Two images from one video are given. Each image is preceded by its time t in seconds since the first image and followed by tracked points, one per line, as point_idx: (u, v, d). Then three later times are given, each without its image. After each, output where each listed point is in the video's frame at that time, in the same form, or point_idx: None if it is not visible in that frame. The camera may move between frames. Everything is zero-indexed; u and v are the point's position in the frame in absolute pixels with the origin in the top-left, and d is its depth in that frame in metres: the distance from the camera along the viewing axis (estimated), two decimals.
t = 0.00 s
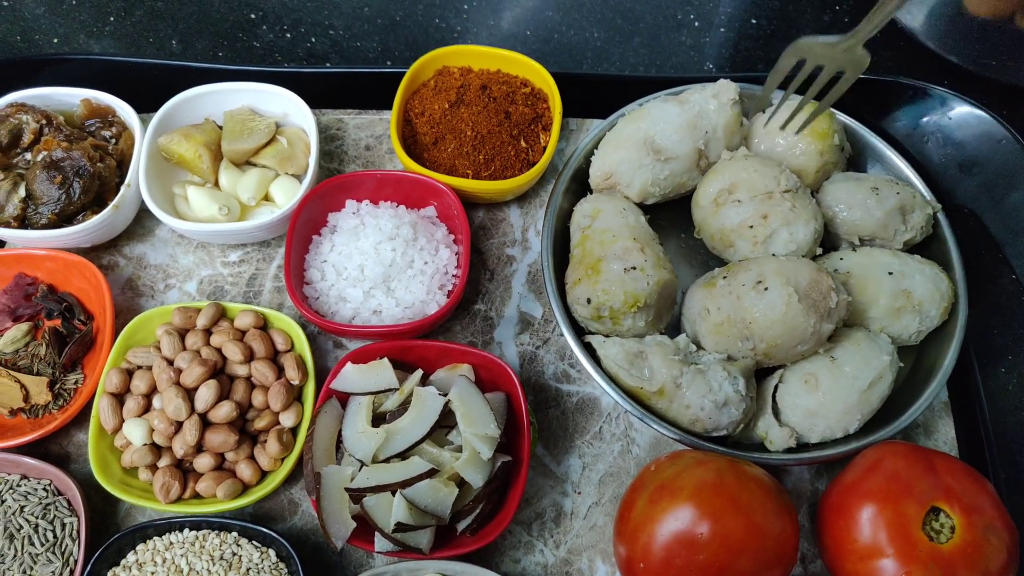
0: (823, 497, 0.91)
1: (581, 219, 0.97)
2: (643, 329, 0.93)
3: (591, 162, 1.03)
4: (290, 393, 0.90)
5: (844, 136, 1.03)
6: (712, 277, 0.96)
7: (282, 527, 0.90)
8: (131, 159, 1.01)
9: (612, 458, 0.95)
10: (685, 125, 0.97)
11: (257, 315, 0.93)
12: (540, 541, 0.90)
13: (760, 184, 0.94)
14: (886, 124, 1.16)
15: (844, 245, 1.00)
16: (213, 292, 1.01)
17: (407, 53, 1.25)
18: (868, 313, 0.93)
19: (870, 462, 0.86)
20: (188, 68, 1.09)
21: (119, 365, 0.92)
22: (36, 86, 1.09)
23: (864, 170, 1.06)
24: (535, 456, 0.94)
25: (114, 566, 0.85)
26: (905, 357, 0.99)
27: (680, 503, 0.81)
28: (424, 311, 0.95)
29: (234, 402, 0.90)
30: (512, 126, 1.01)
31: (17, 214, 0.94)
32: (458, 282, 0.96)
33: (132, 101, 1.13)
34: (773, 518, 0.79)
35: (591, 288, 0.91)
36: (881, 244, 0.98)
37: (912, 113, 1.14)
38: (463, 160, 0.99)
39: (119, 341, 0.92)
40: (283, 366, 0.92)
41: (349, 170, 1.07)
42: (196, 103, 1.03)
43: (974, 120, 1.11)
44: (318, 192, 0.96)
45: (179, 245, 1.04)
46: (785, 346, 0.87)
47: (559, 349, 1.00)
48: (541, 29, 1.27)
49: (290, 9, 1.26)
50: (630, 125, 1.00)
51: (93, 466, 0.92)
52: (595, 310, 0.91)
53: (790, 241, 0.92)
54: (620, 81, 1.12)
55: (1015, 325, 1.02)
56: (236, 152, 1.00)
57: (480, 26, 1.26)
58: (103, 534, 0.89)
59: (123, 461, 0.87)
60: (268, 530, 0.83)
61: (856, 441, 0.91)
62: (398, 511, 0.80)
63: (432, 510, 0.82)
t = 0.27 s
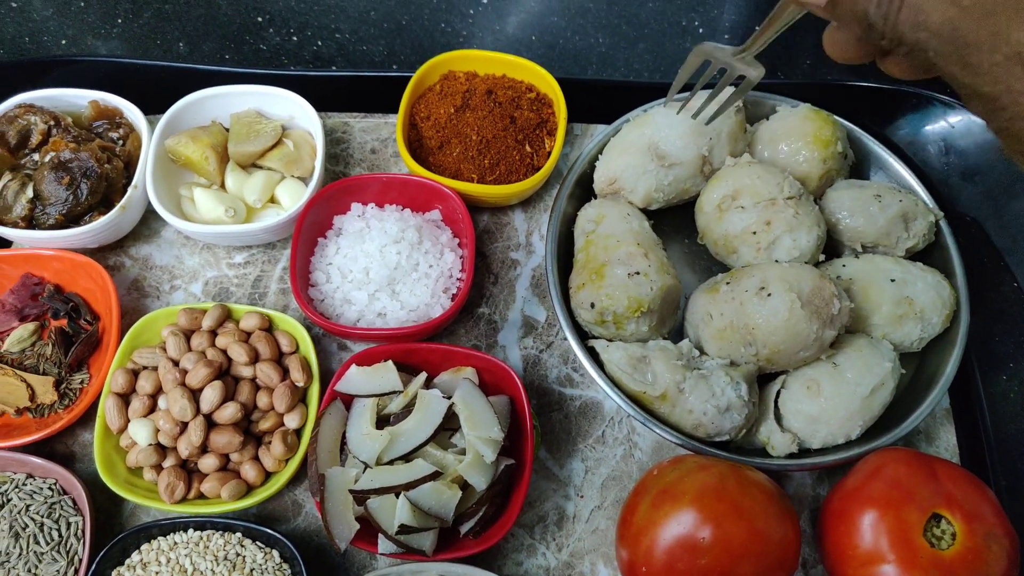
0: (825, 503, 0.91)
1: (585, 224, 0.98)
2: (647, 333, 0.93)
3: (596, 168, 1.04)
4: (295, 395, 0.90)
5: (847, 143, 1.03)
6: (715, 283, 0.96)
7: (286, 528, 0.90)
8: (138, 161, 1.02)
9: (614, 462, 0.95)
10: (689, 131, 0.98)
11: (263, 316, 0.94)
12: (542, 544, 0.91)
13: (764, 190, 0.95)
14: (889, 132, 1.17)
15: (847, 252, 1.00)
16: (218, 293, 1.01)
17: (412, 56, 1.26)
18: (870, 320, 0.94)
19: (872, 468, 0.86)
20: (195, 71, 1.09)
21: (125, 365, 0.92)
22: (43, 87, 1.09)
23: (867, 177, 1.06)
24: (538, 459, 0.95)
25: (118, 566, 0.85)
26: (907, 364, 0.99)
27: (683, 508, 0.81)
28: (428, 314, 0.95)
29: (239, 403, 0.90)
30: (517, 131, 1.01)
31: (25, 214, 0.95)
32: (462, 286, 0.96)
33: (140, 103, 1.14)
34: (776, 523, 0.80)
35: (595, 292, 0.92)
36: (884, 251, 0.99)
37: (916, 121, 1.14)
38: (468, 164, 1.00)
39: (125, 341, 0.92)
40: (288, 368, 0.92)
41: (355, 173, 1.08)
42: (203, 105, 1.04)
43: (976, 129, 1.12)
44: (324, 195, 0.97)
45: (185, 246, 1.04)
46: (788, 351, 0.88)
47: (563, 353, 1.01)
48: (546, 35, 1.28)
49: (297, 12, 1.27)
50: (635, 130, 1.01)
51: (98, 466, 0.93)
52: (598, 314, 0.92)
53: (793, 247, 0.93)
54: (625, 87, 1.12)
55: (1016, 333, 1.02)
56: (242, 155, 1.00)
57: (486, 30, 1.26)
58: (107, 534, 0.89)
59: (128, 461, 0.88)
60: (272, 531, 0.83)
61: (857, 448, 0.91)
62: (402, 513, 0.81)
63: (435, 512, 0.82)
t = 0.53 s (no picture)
0: (833, 507, 0.91)
1: (592, 225, 0.97)
2: (655, 336, 0.93)
3: (603, 168, 1.03)
4: (300, 397, 0.90)
5: (856, 144, 1.03)
6: (723, 285, 0.96)
7: (291, 530, 0.89)
8: (143, 161, 1.01)
9: (622, 465, 0.95)
10: (697, 132, 0.98)
11: (268, 318, 0.94)
12: (549, 547, 0.90)
13: (773, 192, 0.94)
14: (897, 133, 1.16)
15: (856, 254, 0.99)
16: (223, 294, 1.01)
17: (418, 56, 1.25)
18: (879, 322, 0.93)
19: (881, 472, 0.86)
20: (200, 70, 1.09)
21: (130, 367, 0.92)
22: (48, 87, 1.09)
23: (876, 178, 1.06)
24: (544, 462, 0.94)
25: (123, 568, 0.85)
26: (916, 367, 0.99)
27: (691, 511, 0.80)
28: (434, 316, 0.95)
29: (244, 405, 0.90)
30: (524, 131, 1.01)
31: (30, 214, 0.94)
32: (469, 287, 0.96)
33: (145, 103, 1.13)
34: (785, 527, 0.79)
35: (602, 294, 0.91)
36: (893, 253, 0.98)
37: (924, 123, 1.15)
38: (475, 164, 1.00)
39: (130, 342, 0.92)
40: (293, 369, 0.92)
41: (360, 174, 1.07)
42: (208, 105, 1.03)
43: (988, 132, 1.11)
44: (330, 196, 0.96)
45: (189, 247, 1.04)
46: (796, 354, 0.87)
47: (570, 355, 1.00)
48: (552, 35, 1.27)
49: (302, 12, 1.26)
50: (643, 131, 1.00)
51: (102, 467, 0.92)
52: (606, 316, 0.91)
53: (801, 249, 0.92)
54: (632, 87, 1.12)
55: None
56: (248, 155, 1.00)
57: (492, 31, 1.26)
58: (112, 536, 0.89)
59: (133, 463, 0.87)
60: (278, 534, 0.82)
61: (866, 451, 0.91)
62: (408, 516, 0.80)
63: (442, 515, 0.82)
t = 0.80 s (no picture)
0: (847, 514, 0.90)
1: (606, 228, 0.97)
2: (668, 340, 0.92)
3: (617, 171, 1.03)
4: (312, 398, 0.89)
5: (871, 149, 1.02)
6: (737, 289, 0.95)
7: (301, 532, 0.89)
8: (155, 160, 1.01)
9: (633, 470, 0.94)
10: (712, 135, 0.97)
11: (280, 318, 0.93)
12: (560, 552, 0.90)
13: (788, 196, 0.93)
14: (912, 139, 1.15)
15: (871, 259, 0.99)
16: (234, 294, 1.01)
17: (430, 56, 1.25)
18: (894, 329, 0.92)
19: (896, 479, 0.85)
20: (213, 69, 1.08)
21: (141, 366, 0.91)
22: (60, 85, 1.08)
23: (891, 183, 1.05)
24: (556, 465, 0.94)
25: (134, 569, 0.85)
26: (930, 373, 0.98)
27: (705, 518, 0.80)
28: (447, 318, 0.95)
29: (256, 406, 0.89)
30: (537, 133, 1.00)
31: (42, 213, 0.94)
32: (481, 289, 0.95)
33: (157, 101, 1.13)
34: (799, 534, 0.79)
35: (616, 298, 0.91)
36: (907, 259, 0.98)
37: (940, 129, 1.14)
38: (488, 166, 0.99)
39: (141, 342, 0.92)
40: (305, 371, 0.92)
41: (372, 174, 1.07)
42: (220, 105, 1.03)
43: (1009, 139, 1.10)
44: (342, 196, 0.96)
45: (201, 246, 1.03)
46: (811, 360, 0.87)
47: (581, 359, 1.00)
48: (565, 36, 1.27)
49: (315, 11, 1.26)
50: (657, 134, 1.00)
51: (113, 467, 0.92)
52: (619, 320, 0.91)
53: (816, 255, 0.91)
54: (645, 89, 1.11)
55: None
56: (260, 155, 0.99)
57: (505, 32, 1.25)
58: (122, 536, 0.89)
59: (144, 463, 0.87)
60: (289, 536, 0.82)
61: (880, 458, 0.90)
62: (420, 519, 0.80)
63: (453, 519, 0.81)
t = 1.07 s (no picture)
0: (851, 515, 0.90)
1: (610, 228, 0.97)
2: (672, 340, 0.92)
3: (621, 171, 1.02)
4: (315, 398, 0.89)
5: (876, 149, 1.02)
6: (741, 290, 0.95)
7: (304, 532, 0.89)
8: (158, 159, 1.01)
9: (637, 470, 0.94)
10: (717, 136, 0.97)
11: (283, 318, 0.93)
12: (564, 552, 0.90)
13: (793, 196, 0.93)
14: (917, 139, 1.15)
15: (875, 260, 0.98)
16: (237, 294, 1.00)
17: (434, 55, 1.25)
18: (899, 330, 0.92)
19: (901, 481, 0.85)
20: (216, 68, 1.08)
21: (144, 366, 0.91)
22: (63, 83, 1.08)
23: (896, 183, 1.05)
24: (559, 466, 0.94)
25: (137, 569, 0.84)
26: (935, 374, 0.98)
27: (709, 519, 0.80)
28: (450, 318, 0.94)
29: (259, 406, 0.89)
30: (541, 133, 1.00)
31: (45, 212, 0.94)
32: (485, 290, 0.95)
33: (160, 100, 1.13)
34: (803, 536, 0.78)
35: (620, 298, 0.90)
36: (912, 260, 0.97)
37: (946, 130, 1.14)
38: (492, 166, 0.99)
39: (144, 341, 0.91)
40: (308, 371, 0.91)
41: (376, 173, 1.07)
42: (224, 104, 1.03)
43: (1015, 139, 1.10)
44: (345, 196, 0.96)
45: (204, 246, 1.03)
46: (816, 361, 0.86)
47: (585, 359, 1.00)
48: (569, 35, 1.27)
49: (318, 10, 1.26)
50: (661, 134, 0.99)
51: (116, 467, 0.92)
52: (623, 321, 0.91)
53: (821, 255, 0.91)
54: (649, 89, 1.11)
55: None
56: (263, 154, 0.99)
57: (509, 31, 1.25)
58: (125, 536, 0.89)
59: (147, 463, 0.87)
60: (292, 537, 0.82)
61: (885, 459, 0.90)
62: (423, 520, 0.80)
63: (457, 519, 0.81)
